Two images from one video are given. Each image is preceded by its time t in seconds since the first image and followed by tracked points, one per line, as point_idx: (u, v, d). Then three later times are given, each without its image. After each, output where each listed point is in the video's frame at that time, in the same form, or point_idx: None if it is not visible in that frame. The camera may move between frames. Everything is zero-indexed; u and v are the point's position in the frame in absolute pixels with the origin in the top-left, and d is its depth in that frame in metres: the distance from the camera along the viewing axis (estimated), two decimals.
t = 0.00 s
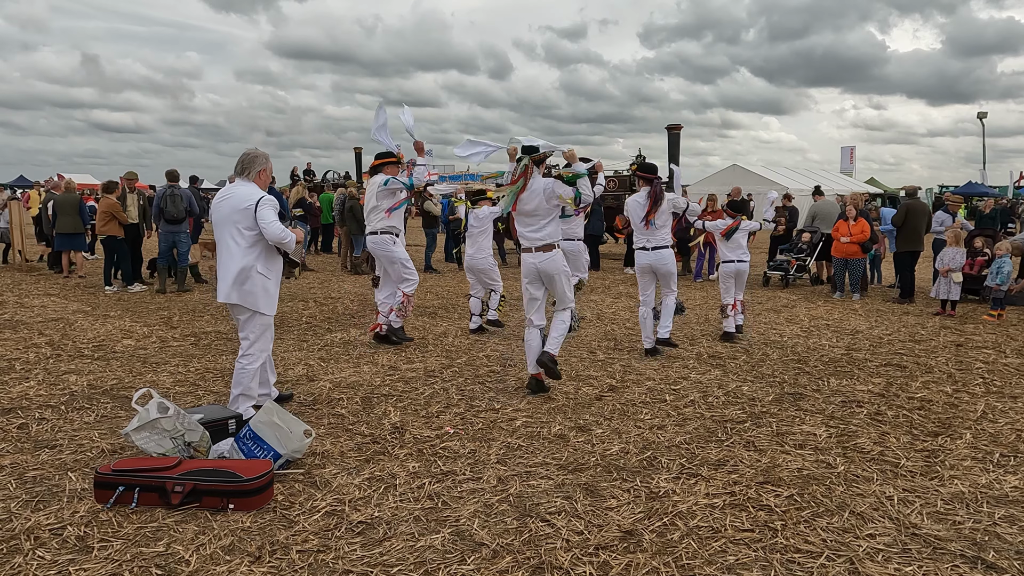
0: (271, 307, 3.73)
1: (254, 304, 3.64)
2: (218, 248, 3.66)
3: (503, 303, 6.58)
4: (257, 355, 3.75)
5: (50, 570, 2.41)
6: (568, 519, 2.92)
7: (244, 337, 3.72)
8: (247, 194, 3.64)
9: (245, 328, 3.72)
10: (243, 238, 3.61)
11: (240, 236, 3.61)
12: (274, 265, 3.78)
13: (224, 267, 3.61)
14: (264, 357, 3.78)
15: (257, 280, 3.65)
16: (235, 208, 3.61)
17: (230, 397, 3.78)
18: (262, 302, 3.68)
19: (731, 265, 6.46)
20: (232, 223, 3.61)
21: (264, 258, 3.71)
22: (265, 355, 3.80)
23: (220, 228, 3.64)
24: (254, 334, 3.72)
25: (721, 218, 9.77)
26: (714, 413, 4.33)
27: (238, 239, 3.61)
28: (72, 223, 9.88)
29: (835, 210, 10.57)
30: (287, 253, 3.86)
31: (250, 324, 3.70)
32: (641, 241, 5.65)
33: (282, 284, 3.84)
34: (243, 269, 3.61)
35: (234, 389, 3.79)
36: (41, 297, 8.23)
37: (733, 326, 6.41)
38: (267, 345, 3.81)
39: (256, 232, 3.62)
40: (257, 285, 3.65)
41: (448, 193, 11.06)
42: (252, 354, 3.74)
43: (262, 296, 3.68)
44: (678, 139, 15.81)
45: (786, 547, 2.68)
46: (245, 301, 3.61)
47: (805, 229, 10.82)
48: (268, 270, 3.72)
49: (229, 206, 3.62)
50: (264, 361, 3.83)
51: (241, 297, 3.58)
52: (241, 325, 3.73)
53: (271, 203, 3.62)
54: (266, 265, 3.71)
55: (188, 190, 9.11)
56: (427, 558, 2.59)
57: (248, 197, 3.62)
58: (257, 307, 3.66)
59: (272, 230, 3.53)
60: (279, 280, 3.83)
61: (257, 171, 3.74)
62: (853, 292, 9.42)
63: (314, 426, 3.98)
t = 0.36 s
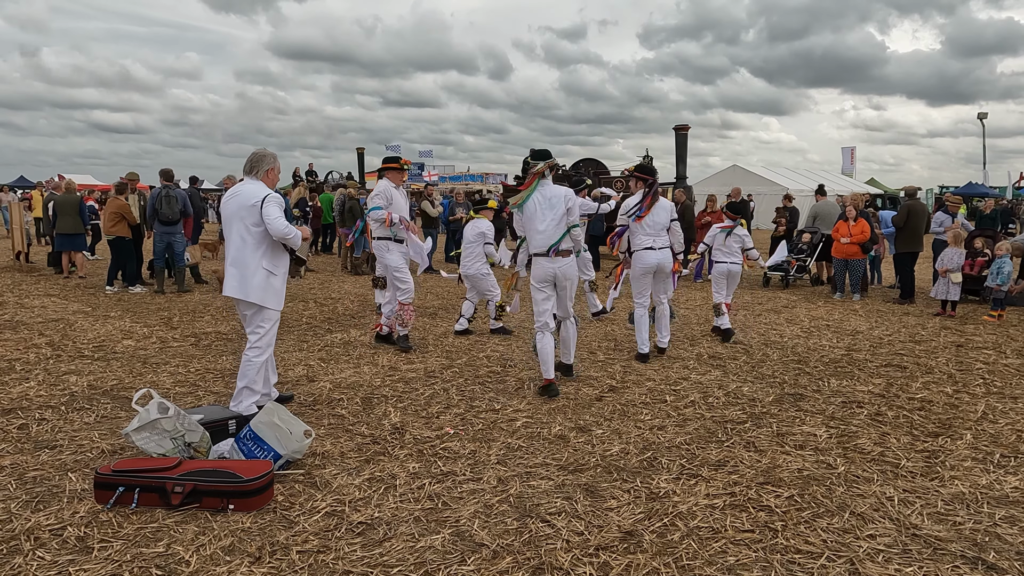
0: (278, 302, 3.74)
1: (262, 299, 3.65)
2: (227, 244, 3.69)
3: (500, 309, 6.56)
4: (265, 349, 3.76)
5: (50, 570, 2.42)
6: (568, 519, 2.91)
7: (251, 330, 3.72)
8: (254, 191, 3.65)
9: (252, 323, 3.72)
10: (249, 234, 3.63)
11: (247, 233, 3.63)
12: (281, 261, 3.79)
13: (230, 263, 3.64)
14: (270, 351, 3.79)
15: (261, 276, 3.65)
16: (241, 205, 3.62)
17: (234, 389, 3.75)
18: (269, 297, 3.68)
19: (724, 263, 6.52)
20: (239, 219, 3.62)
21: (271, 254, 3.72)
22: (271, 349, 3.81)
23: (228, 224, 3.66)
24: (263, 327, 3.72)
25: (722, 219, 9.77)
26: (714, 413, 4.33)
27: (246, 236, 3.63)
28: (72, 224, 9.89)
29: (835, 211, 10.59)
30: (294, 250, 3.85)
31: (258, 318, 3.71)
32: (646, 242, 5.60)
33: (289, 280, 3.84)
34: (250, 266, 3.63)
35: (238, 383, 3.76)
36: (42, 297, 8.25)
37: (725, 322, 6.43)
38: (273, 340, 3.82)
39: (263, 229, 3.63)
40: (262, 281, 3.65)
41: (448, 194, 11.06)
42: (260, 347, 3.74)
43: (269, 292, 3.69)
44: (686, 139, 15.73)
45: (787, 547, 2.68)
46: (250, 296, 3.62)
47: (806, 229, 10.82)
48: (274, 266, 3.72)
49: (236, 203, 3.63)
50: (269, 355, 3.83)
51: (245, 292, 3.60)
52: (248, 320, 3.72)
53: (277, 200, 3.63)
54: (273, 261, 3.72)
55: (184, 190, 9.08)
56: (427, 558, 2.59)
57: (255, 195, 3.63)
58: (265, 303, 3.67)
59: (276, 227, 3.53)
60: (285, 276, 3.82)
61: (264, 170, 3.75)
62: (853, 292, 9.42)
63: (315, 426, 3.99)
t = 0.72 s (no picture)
0: (282, 299, 3.75)
1: (264, 296, 3.65)
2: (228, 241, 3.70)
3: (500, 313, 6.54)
4: (271, 345, 3.75)
5: (51, 571, 2.42)
6: (569, 520, 2.91)
7: (257, 327, 3.72)
8: (257, 190, 3.66)
9: (256, 318, 3.72)
10: (251, 231, 3.64)
11: (248, 230, 3.64)
12: (283, 259, 3.79)
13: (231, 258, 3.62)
14: (275, 348, 3.79)
15: (263, 273, 3.65)
16: (244, 203, 3.64)
17: (241, 386, 3.76)
18: (272, 293, 3.69)
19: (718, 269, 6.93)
20: (242, 217, 3.64)
21: (272, 251, 3.72)
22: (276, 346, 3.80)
23: (230, 221, 3.68)
24: (268, 323, 3.72)
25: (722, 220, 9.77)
26: (715, 413, 4.33)
27: (247, 233, 3.64)
28: (72, 224, 9.89)
29: (835, 211, 10.59)
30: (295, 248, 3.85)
31: (262, 314, 3.71)
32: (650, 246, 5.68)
33: (291, 278, 3.84)
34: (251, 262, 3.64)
35: (244, 378, 3.77)
36: (42, 297, 8.26)
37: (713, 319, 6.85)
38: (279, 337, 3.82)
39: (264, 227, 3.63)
40: (263, 277, 3.65)
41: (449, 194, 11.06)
42: (265, 343, 3.74)
43: (271, 288, 3.68)
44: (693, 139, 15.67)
45: (787, 547, 2.68)
46: (252, 292, 3.62)
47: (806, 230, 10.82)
48: (275, 263, 3.73)
49: (239, 201, 3.66)
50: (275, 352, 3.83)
51: (246, 288, 3.60)
52: (253, 316, 3.72)
53: (279, 198, 3.63)
54: (274, 259, 3.72)
55: (175, 189, 9.09)
56: (427, 559, 2.59)
57: (258, 193, 3.64)
58: (267, 299, 3.67)
59: (276, 225, 3.53)
60: (287, 274, 3.82)
61: (270, 170, 3.77)
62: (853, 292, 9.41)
63: (315, 426, 3.99)
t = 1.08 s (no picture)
0: (278, 300, 3.75)
1: (260, 297, 3.66)
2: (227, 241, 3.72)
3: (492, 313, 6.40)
4: (265, 346, 3.74)
5: (51, 571, 2.42)
6: (569, 520, 2.91)
7: (252, 327, 3.72)
8: (257, 191, 3.67)
9: (252, 318, 3.71)
10: (248, 232, 3.65)
11: (246, 231, 3.66)
12: (281, 261, 3.80)
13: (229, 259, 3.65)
14: (270, 349, 3.77)
15: (259, 274, 3.67)
16: (244, 204, 3.65)
17: (234, 385, 3.76)
18: (268, 295, 3.69)
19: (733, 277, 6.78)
20: (240, 217, 3.66)
21: (270, 253, 3.73)
22: (271, 347, 3.79)
23: (230, 221, 3.70)
24: (263, 324, 3.71)
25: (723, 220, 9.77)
26: (715, 413, 4.34)
27: (244, 234, 3.65)
28: (73, 224, 9.90)
29: (835, 211, 10.60)
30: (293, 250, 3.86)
31: (258, 314, 3.70)
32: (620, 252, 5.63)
33: (288, 280, 3.85)
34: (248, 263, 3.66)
35: (238, 378, 3.76)
36: (43, 297, 8.27)
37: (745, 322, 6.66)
38: (274, 338, 3.81)
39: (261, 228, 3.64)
40: (259, 279, 3.67)
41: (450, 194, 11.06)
42: (260, 344, 3.73)
43: (267, 290, 3.69)
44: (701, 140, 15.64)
45: (787, 547, 2.68)
46: (248, 293, 3.64)
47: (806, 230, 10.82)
48: (272, 265, 3.74)
49: (238, 201, 3.67)
50: (269, 353, 3.81)
51: (243, 289, 3.63)
52: (249, 317, 3.72)
53: (278, 201, 3.63)
54: (271, 260, 3.73)
55: (174, 189, 9.09)
56: (427, 559, 2.59)
57: (257, 194, 3.65)
58: (263, 300, 3.67)
59: (272, 228, 3.54)
60: (285, 276, 3.84)
61: (272, 171, 3.77)
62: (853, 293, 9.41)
63: (316, 427, 3.99)
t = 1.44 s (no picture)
0: (275, 303, 3.74)
1: (257, 300, 3.66)
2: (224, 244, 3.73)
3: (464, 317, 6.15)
4: (261, 348, 3.73)
5: (52, 570, 2.42)
6: (569, 520, 2.91)
7: (248, 330, 3.71)
8: (252, 192, 3.66)
9: (249, 321, 3.71)
10: (244, 235, 3.65)
11: (241, 233, 3.65)
12: (278, 263, 3.79)
13: (225, 262, 3.67)
14: (266, 351, 3.75)
15: (255, 277, 3.67)
16: (239, 205, 3.64)
17: (229, 387, 3.73)
18: (265, 298, 3.69)
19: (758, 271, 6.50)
20: (236, 219, 3.65)
21: (266, 256, 3.73)
22: (268, 349, 3.77)
23: (226, 223, 3.70)
24: (260, 326, 3.70)
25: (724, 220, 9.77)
26: (715, 413, 4.34)
27: (240, 237, 3.65)
28: (73, 224, 9.91)
29: (835, 211, 10.60)
30: (290, 252, 3.85)
31: (255, 317, 3.70)
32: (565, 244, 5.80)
33: (286, 282, 3.83)
34: (244, 267, 3.66)
35: (233, 380, 3.73)
36: (44, 297, 8.28)
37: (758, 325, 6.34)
38: (271, 340, 3.79)
39: (256, 231, 3.63)
40: (255, 282, 3.66)
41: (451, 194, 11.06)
42: (256, 346, 3.71)
43: (264, 293, 3.69)
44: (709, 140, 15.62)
45: (788, 548, 2.68)
46: (245, 296, 3.64)
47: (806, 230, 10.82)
48: (269, 268, 3.73)
49: (234, 203, 3.67)
50: (266, 355, 3.79)
51: (239, 292, 3.64)
52: (246, 319, 3.72)
53: (273, 203, 3.62)
54: (268, 263, 3.72)
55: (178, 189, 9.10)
56: (427, 559, 2.59)
57: (252, 196, 3.64)
58: (259, 303, 3.67)
59: (267, 231, 3.53)
60: (283, 278, 3.83)
61: (267, 171, 3.77)
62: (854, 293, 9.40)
63: (316, 427, 3.99)
